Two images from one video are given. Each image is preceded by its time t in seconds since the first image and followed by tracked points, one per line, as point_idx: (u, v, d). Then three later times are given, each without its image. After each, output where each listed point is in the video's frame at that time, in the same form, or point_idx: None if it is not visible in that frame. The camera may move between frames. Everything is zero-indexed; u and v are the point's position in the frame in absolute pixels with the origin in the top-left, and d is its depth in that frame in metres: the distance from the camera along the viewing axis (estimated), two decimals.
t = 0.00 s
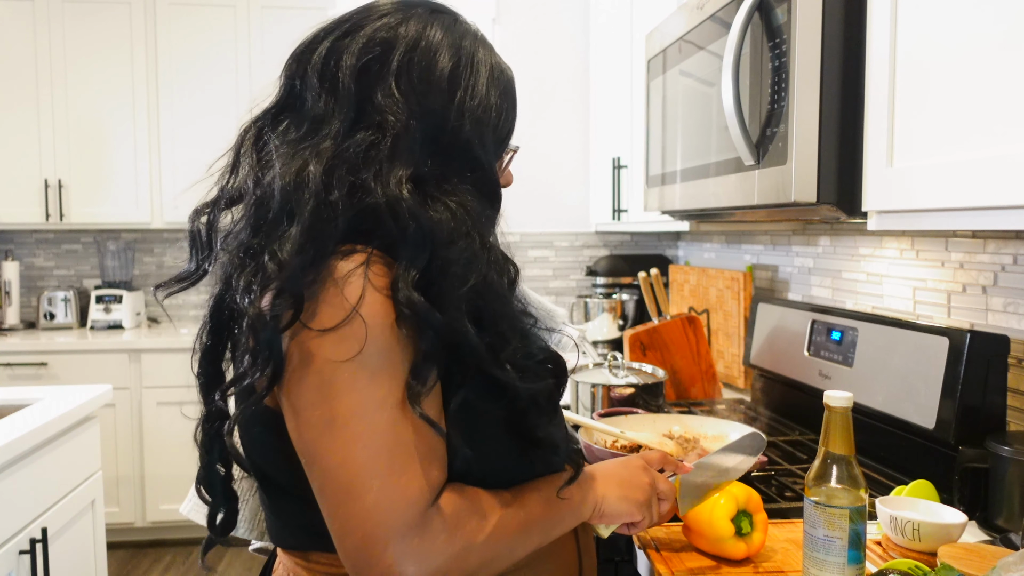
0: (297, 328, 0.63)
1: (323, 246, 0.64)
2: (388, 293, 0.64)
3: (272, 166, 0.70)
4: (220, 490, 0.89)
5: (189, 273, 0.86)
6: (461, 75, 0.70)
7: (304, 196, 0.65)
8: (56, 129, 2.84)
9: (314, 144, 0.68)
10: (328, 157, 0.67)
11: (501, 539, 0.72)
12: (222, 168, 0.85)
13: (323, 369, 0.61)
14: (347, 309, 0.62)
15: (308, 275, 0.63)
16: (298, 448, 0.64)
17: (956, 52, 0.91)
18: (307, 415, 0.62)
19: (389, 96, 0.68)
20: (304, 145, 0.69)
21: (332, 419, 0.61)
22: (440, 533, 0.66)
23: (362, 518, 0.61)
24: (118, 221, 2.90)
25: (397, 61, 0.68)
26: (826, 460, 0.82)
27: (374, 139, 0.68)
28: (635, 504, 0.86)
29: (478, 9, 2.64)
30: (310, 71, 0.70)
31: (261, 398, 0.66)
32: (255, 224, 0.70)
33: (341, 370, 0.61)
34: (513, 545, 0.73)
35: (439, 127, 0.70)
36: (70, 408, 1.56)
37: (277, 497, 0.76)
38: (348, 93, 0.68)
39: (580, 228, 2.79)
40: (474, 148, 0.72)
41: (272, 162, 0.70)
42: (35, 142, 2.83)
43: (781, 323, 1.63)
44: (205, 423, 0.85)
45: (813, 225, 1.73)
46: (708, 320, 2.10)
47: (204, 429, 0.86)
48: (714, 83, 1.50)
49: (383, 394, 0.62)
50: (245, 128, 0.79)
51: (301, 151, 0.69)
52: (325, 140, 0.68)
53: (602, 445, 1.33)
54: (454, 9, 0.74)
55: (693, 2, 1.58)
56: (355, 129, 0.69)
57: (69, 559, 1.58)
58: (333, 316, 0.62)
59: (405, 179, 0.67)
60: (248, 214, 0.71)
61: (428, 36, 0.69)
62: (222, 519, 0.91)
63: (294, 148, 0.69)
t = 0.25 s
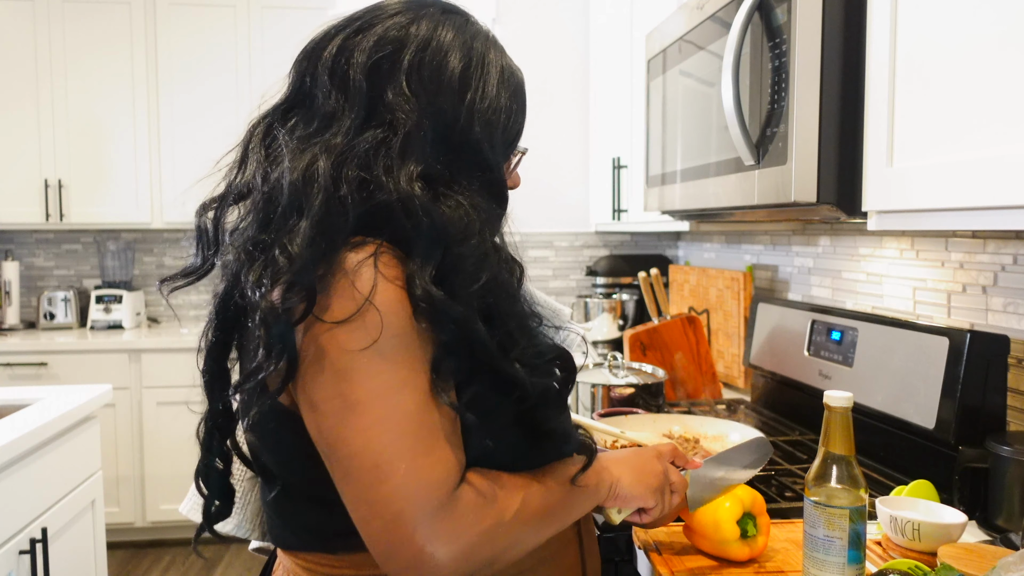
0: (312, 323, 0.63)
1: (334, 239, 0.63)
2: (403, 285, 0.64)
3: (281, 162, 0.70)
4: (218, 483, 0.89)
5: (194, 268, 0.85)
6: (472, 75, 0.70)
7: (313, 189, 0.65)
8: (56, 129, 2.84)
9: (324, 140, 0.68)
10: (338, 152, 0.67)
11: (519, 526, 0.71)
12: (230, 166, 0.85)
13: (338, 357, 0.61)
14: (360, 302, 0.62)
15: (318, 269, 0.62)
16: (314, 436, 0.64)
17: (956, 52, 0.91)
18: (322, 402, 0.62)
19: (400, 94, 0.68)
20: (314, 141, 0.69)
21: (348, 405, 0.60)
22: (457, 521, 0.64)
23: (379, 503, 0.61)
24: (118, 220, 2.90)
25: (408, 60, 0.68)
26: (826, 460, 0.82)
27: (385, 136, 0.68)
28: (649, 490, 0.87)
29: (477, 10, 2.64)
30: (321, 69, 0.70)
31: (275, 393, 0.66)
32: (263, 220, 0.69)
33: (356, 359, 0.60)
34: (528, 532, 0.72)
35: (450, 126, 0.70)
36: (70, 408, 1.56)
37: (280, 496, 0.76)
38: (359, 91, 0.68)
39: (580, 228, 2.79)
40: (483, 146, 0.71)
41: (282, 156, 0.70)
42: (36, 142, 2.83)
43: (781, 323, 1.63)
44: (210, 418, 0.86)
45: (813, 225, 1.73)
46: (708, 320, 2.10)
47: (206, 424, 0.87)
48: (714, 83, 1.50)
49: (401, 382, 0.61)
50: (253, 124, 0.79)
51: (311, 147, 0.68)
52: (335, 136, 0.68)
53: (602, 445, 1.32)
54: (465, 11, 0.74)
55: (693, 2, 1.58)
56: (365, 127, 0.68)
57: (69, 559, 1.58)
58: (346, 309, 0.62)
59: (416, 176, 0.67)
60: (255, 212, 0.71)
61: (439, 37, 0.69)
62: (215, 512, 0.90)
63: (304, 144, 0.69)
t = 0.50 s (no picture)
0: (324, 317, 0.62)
1: (345, 235, 0.63)
2: (418, 279, 0.63)
3: (289, 158, 0.70)
4: (232, 490, 0.89)
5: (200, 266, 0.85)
6: (483, 75, 0.70)
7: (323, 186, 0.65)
8: (55, 129, 2.84)
9: (335, 138, 0.68)
10: (348, 149, 0.67)
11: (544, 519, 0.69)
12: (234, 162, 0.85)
13: (351, 347, 0.60)
14: (371, 294, 0.61)
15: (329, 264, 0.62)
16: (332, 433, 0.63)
17: (956, 52, 0.91)
18: (337, 395, 0.61)
19: (411, 92, 0.68)
20: (325, 138, 0.69)
21: (361, 391, 0.59)
22: (480, 511, 0.62)
23: (396, 487, 0.59)
24: (118, 221, 2.90)
25: (420, 59, 0.68)
26: (826, 460, 0.82)
27: (397, 134, 0.68)
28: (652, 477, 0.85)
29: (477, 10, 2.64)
30: (331, 67, 0.70)
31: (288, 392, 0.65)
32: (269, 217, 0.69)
33: (368, 348, 0.60)
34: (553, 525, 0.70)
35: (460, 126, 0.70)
36: (70, 407, 1.56)
37: (281, 496, 0.76)
38: (371, 89, 0.68)
39: (580, 228, 2.79)
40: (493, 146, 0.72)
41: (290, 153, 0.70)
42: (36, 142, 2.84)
43: (781, 323, 1.63)
44: (219, 422, 0.86)
45: (813, 225, 1.73)
46: (708, 320, 2.10)
47: (216, 428, 0.87)
48: (713, 83, 1.50)
49: (414, 369, 0.60)
50: (260, 120, 0.79)
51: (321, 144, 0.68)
52: (345, 134, 0.68)
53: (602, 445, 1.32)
54: (476, 11, 0.74)
55: (693, 2, 1.58)
56: (376, 126, 0.68)
57: (69, 558, 1.58)
58: (356, 302, 0.61)
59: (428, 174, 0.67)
60: (261, 209, 0.70)
61: (450, 36, 0.69)
62: (232, 518, 0.91)
63: (315, 142, 0.69)
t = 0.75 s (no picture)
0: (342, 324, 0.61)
1: (359, 237, 0.63)
2: (435, 286, 0.63)
3: (297, 158, 0.69)
4: (227, 493, 0.89)
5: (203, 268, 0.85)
6: (490, 75, 0.70)
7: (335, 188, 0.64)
8: (55, 128, 2.84)
9: (343, 138, 0.68)
10: (358, 150, 0.67)
11: (560, 524, 0.70)
12: (238, 163, 0.85)
13: (373, 360, 0.59)
14: (390, 302, 0.60)
15: (345, 268, 0.61)
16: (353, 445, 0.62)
17: (956, 52, 0.91)
18: (360, 408, 0.60)
19: (420, 92, 0.68)
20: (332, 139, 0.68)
21: (382, 400, 0.59)
22: (501, 519, 0.63)
23: (421, 496, 0.59)
24: (118, 220, 2.90)
25: (427, 58, 0.68)
26: (826, 460, 0.82)
27: (407, 135, 0.68)
28: (660, 493, 0.88)
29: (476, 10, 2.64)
30: (336, 66, 0.70)
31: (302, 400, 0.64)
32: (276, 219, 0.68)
33: (392, 359, 0.59)
34: (569, 530, 0.71)
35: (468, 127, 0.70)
36: (70, 407, 1.56)
37: (283, 498, 0.76)
38: (378, 89, 0.67)
39: (581, 228, 2.79)
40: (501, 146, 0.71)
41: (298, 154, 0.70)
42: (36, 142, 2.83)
43: (781, 323, 1.63)
44: (219, 426, 0.87)
45: (813, 225, 1.73)
46: (708, 320, 2.10)
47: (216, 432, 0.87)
48: (713, 83, 1.50)
49: (437, 382, 0.60)
50: (264, 119, 0.78)
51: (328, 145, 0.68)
52: (354, 134, 0.68)
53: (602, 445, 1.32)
54: (480, 9, 0.74)
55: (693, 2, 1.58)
56: (384, 126, 0.68)
57: (69, 559, 1.58)
58: (375, 310, 0.60)
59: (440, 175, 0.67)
60: (268, 209, 0.69)
61: (456, 35, 0.69)
62: (226, 522, 0.92)
63: (323, 143, 0.68)
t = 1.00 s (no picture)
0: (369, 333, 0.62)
1: (375, 243, 0.63)
2: (458, 292, 0.64)
3: (304, 161, 0.69)
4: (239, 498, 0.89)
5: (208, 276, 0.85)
6: (494, 73, 0.70)
7: (345, 193, 0.64)
8: (55, 128, 2.84)
9: (349, 140, 0.68)
10: (366, 152, 0.66)
11: (580, 529, 0.71)
12: (241, 168, 0.84)
13: (402, 370, 0.60)
14: (419, 307, 0.61)
15: (367, 275, 0.61)
16: (380, 451, 0.63)
17: (956, 52, 0.91)
18: (388, 412, 0.61)
19: (426, 93, 0.68)
20: (339, 140, 0.68)
21: (413, 408, 0.60)
22: (525, 525, 0.64)
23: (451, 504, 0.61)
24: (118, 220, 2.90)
25: (430, 57, 0.68)
26: (827, 460, 0.83)
27: (416, 137, 0.68)
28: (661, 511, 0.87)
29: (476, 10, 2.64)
30: (338, 66, 0.70)
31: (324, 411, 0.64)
32: (283, 222, 0.68)
33: (422, 365, 0.60)
34: (590, 538, 0.72)
35: (474, 126, 0.70)
36: (70, 407, 1.56)
37: (284, 499, 0.76)
38: (382, 89, 0.67)
39: (581, 228, 2.79)
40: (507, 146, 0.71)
41: (305, 158, 0.69)
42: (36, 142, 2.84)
43: (781, 323, 1.63)
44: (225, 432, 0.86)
45: (813, 225, 1.73)
46: (708, 320, 2.10)
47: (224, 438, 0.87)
48: (713, 83, 1.50)
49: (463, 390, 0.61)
50: (267, 120, 0.78)
51: (335, 148, 0.68)
52: (360, 136, 0.68)
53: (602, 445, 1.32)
54: (482, 6, 0.74)
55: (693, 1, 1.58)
56: (391, 128, 0.68)
57: (69, 559, 1.57)
58: (403, 315, 0.61)
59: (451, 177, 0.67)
60: (276, 214, 0.68)
61: (459, 32, 0.69)
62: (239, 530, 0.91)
63: (329, 146, 0.68)
